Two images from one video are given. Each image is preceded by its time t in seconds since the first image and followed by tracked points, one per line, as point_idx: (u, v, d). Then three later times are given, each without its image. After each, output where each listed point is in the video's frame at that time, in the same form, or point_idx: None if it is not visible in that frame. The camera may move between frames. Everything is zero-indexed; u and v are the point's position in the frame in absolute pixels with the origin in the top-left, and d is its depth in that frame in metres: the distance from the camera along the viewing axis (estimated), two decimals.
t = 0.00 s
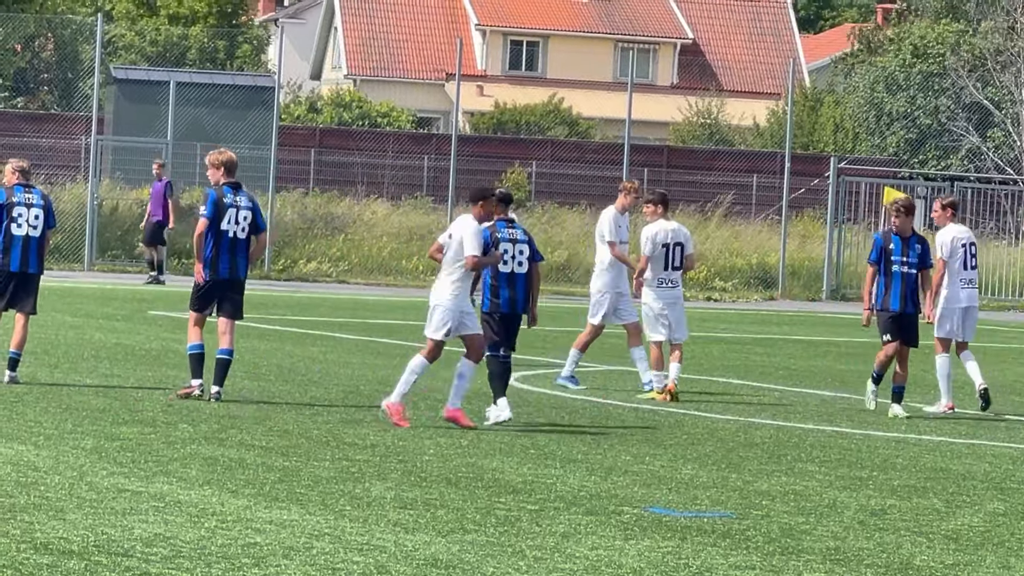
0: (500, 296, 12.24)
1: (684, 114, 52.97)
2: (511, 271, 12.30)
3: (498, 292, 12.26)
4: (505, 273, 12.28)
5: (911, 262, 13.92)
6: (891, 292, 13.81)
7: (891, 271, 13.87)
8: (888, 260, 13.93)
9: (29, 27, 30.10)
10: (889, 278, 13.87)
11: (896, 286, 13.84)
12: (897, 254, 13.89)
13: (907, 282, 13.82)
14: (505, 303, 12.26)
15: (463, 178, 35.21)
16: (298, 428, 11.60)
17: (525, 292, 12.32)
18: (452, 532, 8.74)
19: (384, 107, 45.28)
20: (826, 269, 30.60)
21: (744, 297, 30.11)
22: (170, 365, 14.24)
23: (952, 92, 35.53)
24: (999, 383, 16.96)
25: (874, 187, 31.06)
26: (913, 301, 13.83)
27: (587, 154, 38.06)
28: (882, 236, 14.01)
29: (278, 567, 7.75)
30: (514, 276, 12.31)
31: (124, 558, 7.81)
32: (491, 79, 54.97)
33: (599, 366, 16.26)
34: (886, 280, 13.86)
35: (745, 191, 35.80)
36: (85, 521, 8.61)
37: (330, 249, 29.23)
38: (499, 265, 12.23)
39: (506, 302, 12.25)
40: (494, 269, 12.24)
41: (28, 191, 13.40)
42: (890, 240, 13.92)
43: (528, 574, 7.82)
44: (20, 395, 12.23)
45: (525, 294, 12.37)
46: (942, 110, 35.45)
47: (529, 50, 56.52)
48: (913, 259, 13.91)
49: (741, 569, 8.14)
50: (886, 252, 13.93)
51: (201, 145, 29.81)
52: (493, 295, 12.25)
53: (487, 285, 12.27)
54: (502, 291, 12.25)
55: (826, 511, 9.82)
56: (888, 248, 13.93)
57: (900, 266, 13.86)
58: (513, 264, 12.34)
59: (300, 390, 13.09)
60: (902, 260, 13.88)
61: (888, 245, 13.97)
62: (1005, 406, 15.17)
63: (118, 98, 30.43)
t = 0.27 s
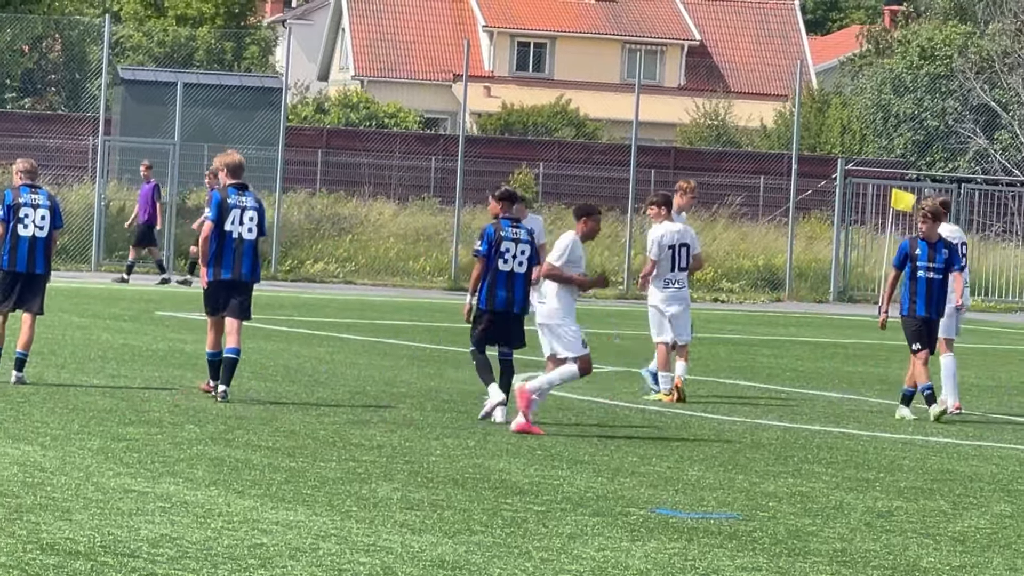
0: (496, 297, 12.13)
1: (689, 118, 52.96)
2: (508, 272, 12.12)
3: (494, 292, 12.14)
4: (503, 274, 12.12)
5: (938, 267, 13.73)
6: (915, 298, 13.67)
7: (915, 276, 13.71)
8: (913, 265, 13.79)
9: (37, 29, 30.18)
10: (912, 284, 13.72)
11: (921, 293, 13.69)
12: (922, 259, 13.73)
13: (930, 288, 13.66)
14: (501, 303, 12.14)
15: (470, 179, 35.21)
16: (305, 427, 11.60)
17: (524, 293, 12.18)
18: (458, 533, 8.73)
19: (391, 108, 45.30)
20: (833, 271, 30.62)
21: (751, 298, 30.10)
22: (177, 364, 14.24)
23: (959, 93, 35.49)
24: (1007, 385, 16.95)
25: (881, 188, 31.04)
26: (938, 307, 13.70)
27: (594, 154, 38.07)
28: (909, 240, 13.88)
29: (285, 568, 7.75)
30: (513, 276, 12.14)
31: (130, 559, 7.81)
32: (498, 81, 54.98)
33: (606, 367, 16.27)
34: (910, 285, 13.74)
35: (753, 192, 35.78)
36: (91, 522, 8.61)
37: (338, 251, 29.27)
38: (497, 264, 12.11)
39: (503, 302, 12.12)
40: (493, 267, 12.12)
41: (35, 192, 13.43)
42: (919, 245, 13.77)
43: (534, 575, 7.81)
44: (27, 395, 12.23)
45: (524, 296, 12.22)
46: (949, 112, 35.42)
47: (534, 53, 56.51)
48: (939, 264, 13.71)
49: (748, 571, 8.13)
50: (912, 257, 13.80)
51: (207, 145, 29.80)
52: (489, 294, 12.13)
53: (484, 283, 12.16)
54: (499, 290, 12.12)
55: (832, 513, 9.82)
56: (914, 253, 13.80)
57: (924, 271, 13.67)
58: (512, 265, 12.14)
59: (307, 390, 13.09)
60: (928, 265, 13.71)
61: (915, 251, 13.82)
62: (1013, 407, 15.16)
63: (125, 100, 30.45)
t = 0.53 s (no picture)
0: (493, 296, 12.11)
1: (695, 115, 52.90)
2: (507, 271, 12.10)
3: (493, 291, 12.12)
4: (502, 273, 12.11)
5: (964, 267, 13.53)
6: (943, 302, 13.56)
7: (943, 280, 13.55)
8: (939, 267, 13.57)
9: (45, 27, 30.09)
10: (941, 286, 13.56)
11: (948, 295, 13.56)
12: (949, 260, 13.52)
13: (958, 288, 13.52)
14: (499, 303, 12.12)
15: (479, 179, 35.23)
16: (313, 427, 11.60)
17: (522, 294, 12.15)
18: (466, 533, 8.74)
19: (399, 107, 45.35)
20: (841, 271, 30.61)
21: (759, 298, 30.11)
22: (186, 364, 14.25)
23: (968, 93, 35.46)
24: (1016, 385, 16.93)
25: (889, 188, 31.04)
26: (967, 307, 13.57)
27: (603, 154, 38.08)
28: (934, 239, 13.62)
29: (293, 567, 7.75)
30: (512, 276, 12.13)
31: (138, 558, 7.82)
32: (507, 81, 55.13)
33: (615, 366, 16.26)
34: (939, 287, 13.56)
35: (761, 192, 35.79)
36: (99, 521, 8.62)
37: (345, 249, 29.27)
38: (494, 264, 12.09)
39: (501, 301, 12.11)
40: (492, 267, 12.08)
41: (42, 190, 13.42)
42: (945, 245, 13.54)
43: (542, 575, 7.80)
44: (35, 394, 12.25)
45: (521, 298, 12.20)
46: (957, 112, 35.38)
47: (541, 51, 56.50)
48: (966, 263, 13.52)
49: (756, 570, 8.13)
50: (939, 258, 13.57)
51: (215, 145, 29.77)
52: (487, 293, 12.10)
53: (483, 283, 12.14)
54: (498, 290, 12.10)
55: (840, 513, 9.82)
56: (940, 254, 13.56)
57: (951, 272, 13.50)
58: (511, 265, 12.13)
59: (314, 390, 13.08)
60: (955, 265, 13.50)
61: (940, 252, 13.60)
62: (1021, 407, 15.14)
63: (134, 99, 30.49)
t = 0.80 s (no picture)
0: (491, 295, 12.01)
1: (704, 116, 52.87)
2: (504, 269, 12.02)
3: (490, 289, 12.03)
4: (498, 270, 12.02)
5: (993, 269, 13.69)
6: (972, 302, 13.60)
7: (973, 280, 13.65)
8: (969, 268, 13.69)
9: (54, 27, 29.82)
10: (972, 288, 13.63)
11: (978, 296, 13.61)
12: (979, 262, 13.66)
13: (988, 290, 13.60)
14: (497, 301, 12.02)
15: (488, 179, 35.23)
16: (323, 427, 11.59)
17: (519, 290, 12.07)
18: (476, 532, 8.73)
19: (409, 106, 45.41)
20: (851, 271, 30.56)
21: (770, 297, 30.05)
22: (195, 362, 14.24)
23: (978, 93, 35.40)
24: None
25: (900, 188, 30.97)
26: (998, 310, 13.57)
27: (612, 154, 38.02)
28: (964, 242, 13.72)
29: (302, 566, 7.74)
30: (509, 274, 12.04)
31: (148, 557, 7.82)
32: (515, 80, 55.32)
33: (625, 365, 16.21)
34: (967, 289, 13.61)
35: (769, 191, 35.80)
36: (109, 520, 8.62)
37: (355, 249, 29.28)
38: (489, 262, 12.02)
39: (499, 299, 12.01)
40: (488, 266, 12.00)
41: (51, 190, 13.46)
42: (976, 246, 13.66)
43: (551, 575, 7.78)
44: (45, 394, 12.25)
45: (520, 293, 12.11)
46: (968, 112, 35.29)
47: (551, 51, 56.46)
48: (995, 267, 13.68)
49: (765, 570, 8.12)
50: (969, 260, 13.68)
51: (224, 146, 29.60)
52: (484, 291, 12.01)
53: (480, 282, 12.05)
54: (495, 288, 12.01)
55: (850, 513, 9.80)
56: (971, 256, 13.67)
57: (981, 273, 13.65)
58: (507, 262, 12.05)
59: (323, 388, 13.06)
60: (984, 268, 13.66)
61: (969, 253, 13.72)
62: None
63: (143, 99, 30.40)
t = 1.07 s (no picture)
0: (486, 291, 11.11)
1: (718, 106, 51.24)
2: (500, 262, 11.15)
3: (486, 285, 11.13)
4: (493, 264, 11.15)
5: None
6: None
7: None
8: None
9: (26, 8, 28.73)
10: None
11: None
12: None
13: None
14: (494, 298, 11.10)
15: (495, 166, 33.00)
16: (312, 436, 10.71)
17: (519, 288, 11.15)
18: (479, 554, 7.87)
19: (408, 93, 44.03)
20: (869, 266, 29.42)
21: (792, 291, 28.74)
22: (177, 367, 13.31)
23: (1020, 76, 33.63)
24: None
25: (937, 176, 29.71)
26: None
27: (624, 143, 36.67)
28: None
29: None
30: (506, 268, 11.15)
31: None
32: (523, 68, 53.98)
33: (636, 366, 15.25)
34: None
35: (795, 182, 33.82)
36: (77, 539, 7.75)
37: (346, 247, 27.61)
38: (485, 256, 11.19)
39: (496, 295, 11.10)
40: (482, 259, 11.17)
41: (18, 182, 12.64)
42: None
43: None
44: (13, 402, 11.37)
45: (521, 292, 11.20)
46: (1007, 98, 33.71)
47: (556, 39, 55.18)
48: None
49: None
50: None
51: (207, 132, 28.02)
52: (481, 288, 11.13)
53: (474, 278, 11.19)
54: (491, 284, 11.11)
55: (884, 531, 8.94)
56: None
57: None
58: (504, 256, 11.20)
59: (314, 390, 12.10)
60: None
61: None
62: None
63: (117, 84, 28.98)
